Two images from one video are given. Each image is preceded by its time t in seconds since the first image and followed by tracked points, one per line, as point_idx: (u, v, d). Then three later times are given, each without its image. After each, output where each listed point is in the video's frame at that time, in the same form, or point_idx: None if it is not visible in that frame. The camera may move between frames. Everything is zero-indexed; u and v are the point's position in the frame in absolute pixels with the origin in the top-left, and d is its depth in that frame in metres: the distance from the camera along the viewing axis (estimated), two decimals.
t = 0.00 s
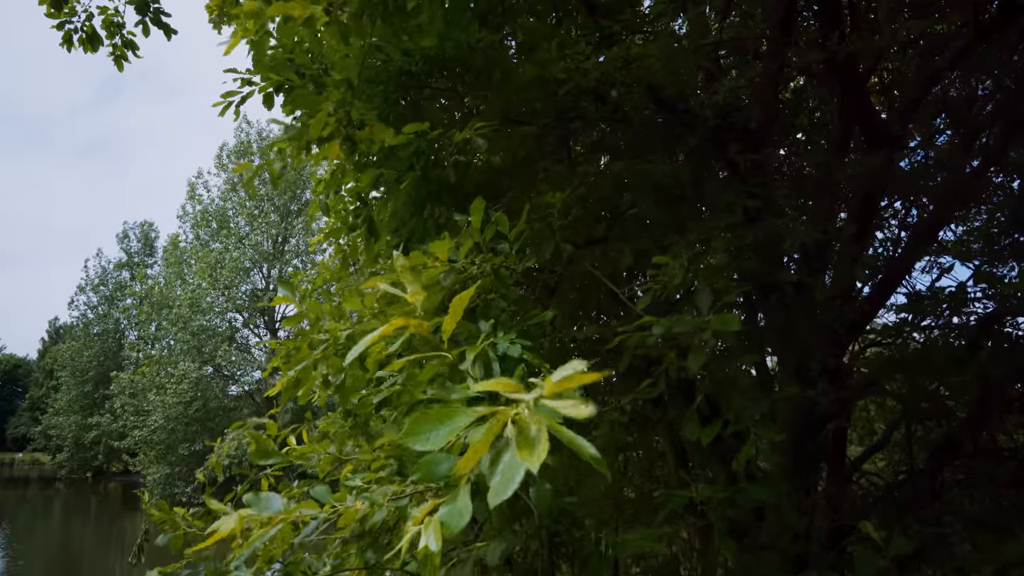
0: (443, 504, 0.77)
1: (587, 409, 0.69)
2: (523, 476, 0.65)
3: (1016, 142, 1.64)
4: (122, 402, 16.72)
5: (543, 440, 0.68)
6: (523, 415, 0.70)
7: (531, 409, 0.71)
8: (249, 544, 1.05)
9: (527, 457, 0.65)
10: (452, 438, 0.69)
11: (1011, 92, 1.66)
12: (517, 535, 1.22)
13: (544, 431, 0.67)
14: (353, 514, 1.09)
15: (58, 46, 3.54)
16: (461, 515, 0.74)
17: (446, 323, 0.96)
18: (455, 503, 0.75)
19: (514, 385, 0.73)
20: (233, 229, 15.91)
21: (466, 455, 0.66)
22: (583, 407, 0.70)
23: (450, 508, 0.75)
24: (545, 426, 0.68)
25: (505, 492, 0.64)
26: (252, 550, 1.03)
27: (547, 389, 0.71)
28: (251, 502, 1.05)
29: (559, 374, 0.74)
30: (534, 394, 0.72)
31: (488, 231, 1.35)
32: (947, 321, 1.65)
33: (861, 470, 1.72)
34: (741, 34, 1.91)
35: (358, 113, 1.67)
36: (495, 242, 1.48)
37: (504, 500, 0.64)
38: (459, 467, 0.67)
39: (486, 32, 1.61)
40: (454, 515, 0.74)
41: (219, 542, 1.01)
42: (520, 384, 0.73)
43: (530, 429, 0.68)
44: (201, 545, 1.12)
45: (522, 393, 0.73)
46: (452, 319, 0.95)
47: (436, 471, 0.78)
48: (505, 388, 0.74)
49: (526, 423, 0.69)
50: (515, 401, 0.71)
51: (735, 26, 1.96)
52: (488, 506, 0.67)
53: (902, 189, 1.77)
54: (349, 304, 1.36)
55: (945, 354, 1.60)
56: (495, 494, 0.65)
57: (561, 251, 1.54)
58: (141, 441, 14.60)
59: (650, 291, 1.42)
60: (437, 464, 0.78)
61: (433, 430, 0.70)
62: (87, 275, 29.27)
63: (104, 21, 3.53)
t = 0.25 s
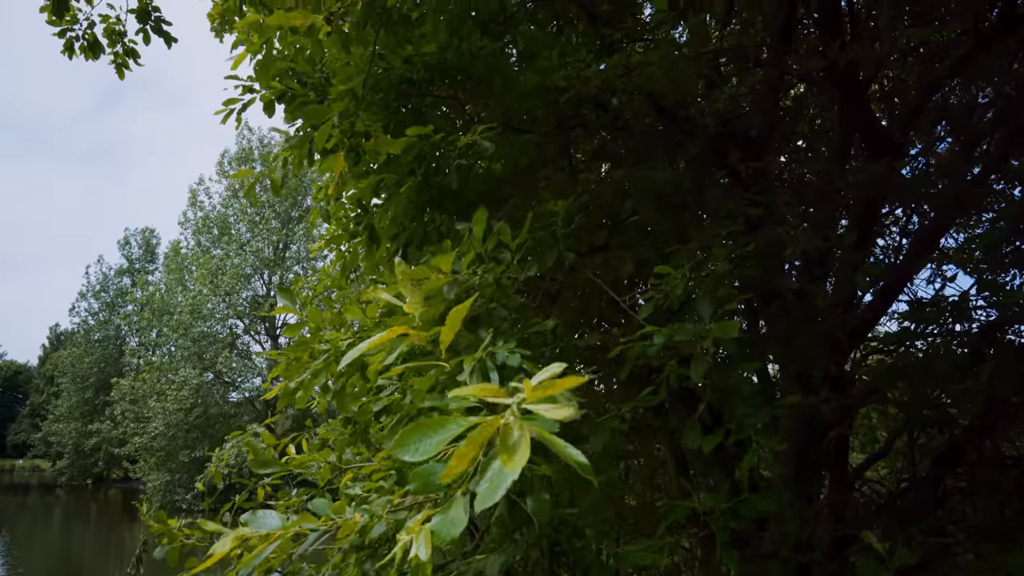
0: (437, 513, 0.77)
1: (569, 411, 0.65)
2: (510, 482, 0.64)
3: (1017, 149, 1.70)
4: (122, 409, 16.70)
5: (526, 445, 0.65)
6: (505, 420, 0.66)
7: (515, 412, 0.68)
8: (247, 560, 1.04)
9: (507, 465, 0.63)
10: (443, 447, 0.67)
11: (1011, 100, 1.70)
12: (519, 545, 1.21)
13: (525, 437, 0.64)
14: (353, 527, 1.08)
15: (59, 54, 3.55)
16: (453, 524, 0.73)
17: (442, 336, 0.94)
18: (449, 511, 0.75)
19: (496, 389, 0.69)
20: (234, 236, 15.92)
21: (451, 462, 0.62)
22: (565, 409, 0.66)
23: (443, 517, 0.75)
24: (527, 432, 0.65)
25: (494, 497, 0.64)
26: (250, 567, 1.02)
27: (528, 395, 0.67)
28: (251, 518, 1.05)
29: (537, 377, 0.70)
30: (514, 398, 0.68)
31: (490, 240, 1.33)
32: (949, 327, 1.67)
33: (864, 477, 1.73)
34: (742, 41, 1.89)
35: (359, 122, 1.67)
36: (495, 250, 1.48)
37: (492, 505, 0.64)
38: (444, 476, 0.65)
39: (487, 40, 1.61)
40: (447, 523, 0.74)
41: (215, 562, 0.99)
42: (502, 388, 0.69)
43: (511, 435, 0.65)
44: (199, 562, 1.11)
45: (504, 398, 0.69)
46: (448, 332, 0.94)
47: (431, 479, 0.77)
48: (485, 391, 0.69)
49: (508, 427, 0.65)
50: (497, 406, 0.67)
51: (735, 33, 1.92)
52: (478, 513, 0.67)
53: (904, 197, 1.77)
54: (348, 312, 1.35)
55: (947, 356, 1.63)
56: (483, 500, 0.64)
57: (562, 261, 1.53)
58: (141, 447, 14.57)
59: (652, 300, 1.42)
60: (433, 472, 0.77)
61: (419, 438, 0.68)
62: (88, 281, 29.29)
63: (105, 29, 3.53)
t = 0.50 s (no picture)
0: (433, 525, 0.76)
1: (568, 425, 0.64)
2: (509, 495, 0.63)
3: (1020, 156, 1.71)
4: (122, 415, 16.68)
5: (523, 457, 0.63)
6: (502, 431, 0.65)
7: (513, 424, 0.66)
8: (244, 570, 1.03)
9: (504, 477, 0.62)
10: (440, 457, 0.65)
11: (1011, 107, 1.73)
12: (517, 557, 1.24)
13: (522, 448, 0.63)
14: (350, 536, 1.10)
15: (64, 64, 3.56)
16: (450, 536, 0.72)
17: (441, 344, 0.94)
18: (447, 523, 0.73)
19: (495, 400, 0.68)
20: (235, 242, 15.94)
21: (452, 475, 0.61)
22: (563, 424, 0.65)
23: (440, 529, 0.73)
24: (524, 443, 0.64)
25: (492, 510, 0.62)
26: None
27: (526, 406, 0.66)
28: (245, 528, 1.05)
29: (537, 390, 0.69)
30: (514, 410, 0.67)
31: (491, 252, 1.33)
32: (950, 333, 1.69)
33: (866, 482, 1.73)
34: (743, 52, 1.91)
35: (359, 132, 1.66)
36: (496, 261, 1.47)
37: (491, 519, 0.62)
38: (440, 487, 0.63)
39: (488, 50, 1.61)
40: (443, 535, 0.73)
41: (212, 572, 0.98)
42: (500, 400, 0.68)
43: (508, 447, 0.64)
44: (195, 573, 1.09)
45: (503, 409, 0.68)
46: (446, 340, 0.93)
47: (429, 490, 0.75)
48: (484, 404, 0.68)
49: (505, 439, 0.64)
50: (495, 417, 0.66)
51: (735, 42, 1.98)
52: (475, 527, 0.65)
53: (905, 206, 1.77)
54: (347, 319, 1.34)
55: (949, 365, 1.65)
56: (483, 514, 0.63)
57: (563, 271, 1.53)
58: (140, 454, 14.54)
59: (654, 311, 1.41)
60: (430, 483, 0.75)
61: (415, 446, 0.66)
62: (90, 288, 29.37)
63: (109, 39, 3.55)
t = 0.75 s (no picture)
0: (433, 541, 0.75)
1: (560, 438, 0.64)
2: (504, 510, 0.62)
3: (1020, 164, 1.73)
4: (122, 422, 16.67)
5: (516, 471, 0.63)
6: (496, 446, 0.65)
7: (507, 439, 0.66)
8: None
9: (498, 491, 0.61)
10: (436, 471, 0.65)
11: (1011, 115, 1.74)
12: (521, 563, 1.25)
13: (515, 462, 0.63)
14: (347, 546, 1.08)
15: (67, 72, 3.58)
16: (449, 551, 0.72)
17: (436, 355, 0.93)
18: (446, 539, 0.73)
19: (488, 416, 0.68)
20: (236, 249, 15.95)
21: (445, 491, 0.62)
22: (557, 438, 0.65)
23: (439, 545, 0.73)
24: (516, 457, 0.64)
25: (488, 526, 0.62)
26: None
27: (519, 421, 0.66)
28: (243, 538, 1.06)
29: (530, 405, 0.69)
30: (507, 425, 0.67)
31: (489, 261, 1.34)
32: (951, 340, 1.68)
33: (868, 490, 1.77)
34: (743, 61, 1.91)
35: (358, 141, 1.67)
36: (495, 270, 1.47)
37: (488, 534, 0.62)
38: (436, 504, 0.64)
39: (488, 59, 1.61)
40: (442, 551, 0.73)
41: None
42: (495, 415, 0.69)
43: (501, 461, 0.63)
44: None
45: (497, 424, 0.68)
46: (441, 351, 0.93)
47: (426, 505, 0.76)
48: (478, 419, 0.68)
49: (498, 454, 0.64)
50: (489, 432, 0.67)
51: (736, 51, 1.99)
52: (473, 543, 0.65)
53: (906, 215, 1.80)
54: (345, 328, 1.34)
55: (949, 372, 1.63)
56: (479, 530, 0.63)
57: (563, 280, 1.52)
58: (140, 461, 14.54)
59: (655, 320, 1.40)
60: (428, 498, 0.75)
61: (410, 463, 0.66)
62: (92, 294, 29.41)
63: (113, 47, 3.57)
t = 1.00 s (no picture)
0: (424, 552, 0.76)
1: (540, 455, 0.66)
2: (491, 524, 0.64)
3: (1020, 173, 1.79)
4: (122, 428, 16.64)
5: (495, 487, 0.65)
6: (480, 461, 0.66)
7: (489, 455, 0.67)
8: None
9: (476, 505, 0.63)
10: (425, 484, 0.65)
11: (1011, 124, 1.80)
12: None
13: (495, 479, 0.64)
14: (348, 563, 1.07)
15: (70, 79, 3.59)
16: (439, 563, 0.73)
17: (435, 364, 0.93)
18: (433, 552, 0.74)
19: (468, 429, 0.69)
20: (237, 255, 15.96)
21: (421, 501, 0.63)
22: (536, 455, 0.67)
23: (430, 557, 0.74)
24: (497, 473, 0.65)
25: (477, 539, 0.64)
26: None
27: (498, 437, 0.67)
28: (241, 560, 1.04)
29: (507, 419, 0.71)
30: (487, 441, 0.68)
31: (489, 270, 1.34)
32: (954, 345, 1.72)
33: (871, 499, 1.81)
34: (744, 69, 1.91)
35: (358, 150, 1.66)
36: (495, 280, 1.47)
37: (475, 547, 0.65)
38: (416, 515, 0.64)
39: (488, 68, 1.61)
40: (432, 563, 0.73)
41: None
42: (475, 429, 0.70)
43: (481, 476, 0.65)
44: None
45: (476, 438, 0.69)
46: (441, 360, 0.93)
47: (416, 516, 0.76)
48: (459, 434, 0.69)
49: (480, 469, 0.65)
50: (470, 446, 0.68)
51: (737, 59, 1.98)
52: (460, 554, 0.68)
53: (909, 222, 1.83)
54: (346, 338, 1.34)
55: (952, 377, 1.67)
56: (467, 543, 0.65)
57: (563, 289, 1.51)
58: (140, 468, 14.51)
59: (655, 331, 1.39)
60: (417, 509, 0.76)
61: (398, 474, 0.66)
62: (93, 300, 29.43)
63: (114, 54, 3.57)
